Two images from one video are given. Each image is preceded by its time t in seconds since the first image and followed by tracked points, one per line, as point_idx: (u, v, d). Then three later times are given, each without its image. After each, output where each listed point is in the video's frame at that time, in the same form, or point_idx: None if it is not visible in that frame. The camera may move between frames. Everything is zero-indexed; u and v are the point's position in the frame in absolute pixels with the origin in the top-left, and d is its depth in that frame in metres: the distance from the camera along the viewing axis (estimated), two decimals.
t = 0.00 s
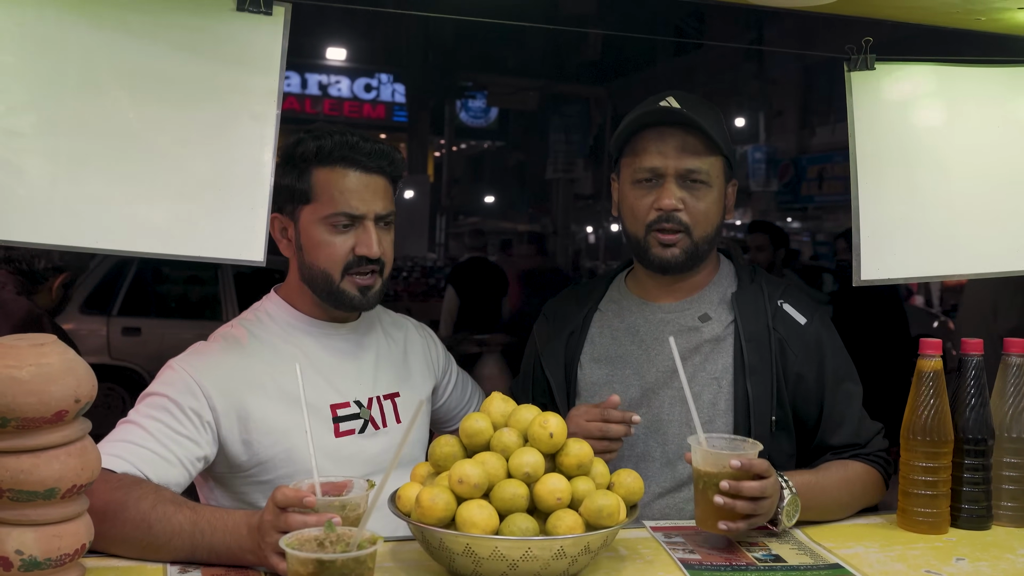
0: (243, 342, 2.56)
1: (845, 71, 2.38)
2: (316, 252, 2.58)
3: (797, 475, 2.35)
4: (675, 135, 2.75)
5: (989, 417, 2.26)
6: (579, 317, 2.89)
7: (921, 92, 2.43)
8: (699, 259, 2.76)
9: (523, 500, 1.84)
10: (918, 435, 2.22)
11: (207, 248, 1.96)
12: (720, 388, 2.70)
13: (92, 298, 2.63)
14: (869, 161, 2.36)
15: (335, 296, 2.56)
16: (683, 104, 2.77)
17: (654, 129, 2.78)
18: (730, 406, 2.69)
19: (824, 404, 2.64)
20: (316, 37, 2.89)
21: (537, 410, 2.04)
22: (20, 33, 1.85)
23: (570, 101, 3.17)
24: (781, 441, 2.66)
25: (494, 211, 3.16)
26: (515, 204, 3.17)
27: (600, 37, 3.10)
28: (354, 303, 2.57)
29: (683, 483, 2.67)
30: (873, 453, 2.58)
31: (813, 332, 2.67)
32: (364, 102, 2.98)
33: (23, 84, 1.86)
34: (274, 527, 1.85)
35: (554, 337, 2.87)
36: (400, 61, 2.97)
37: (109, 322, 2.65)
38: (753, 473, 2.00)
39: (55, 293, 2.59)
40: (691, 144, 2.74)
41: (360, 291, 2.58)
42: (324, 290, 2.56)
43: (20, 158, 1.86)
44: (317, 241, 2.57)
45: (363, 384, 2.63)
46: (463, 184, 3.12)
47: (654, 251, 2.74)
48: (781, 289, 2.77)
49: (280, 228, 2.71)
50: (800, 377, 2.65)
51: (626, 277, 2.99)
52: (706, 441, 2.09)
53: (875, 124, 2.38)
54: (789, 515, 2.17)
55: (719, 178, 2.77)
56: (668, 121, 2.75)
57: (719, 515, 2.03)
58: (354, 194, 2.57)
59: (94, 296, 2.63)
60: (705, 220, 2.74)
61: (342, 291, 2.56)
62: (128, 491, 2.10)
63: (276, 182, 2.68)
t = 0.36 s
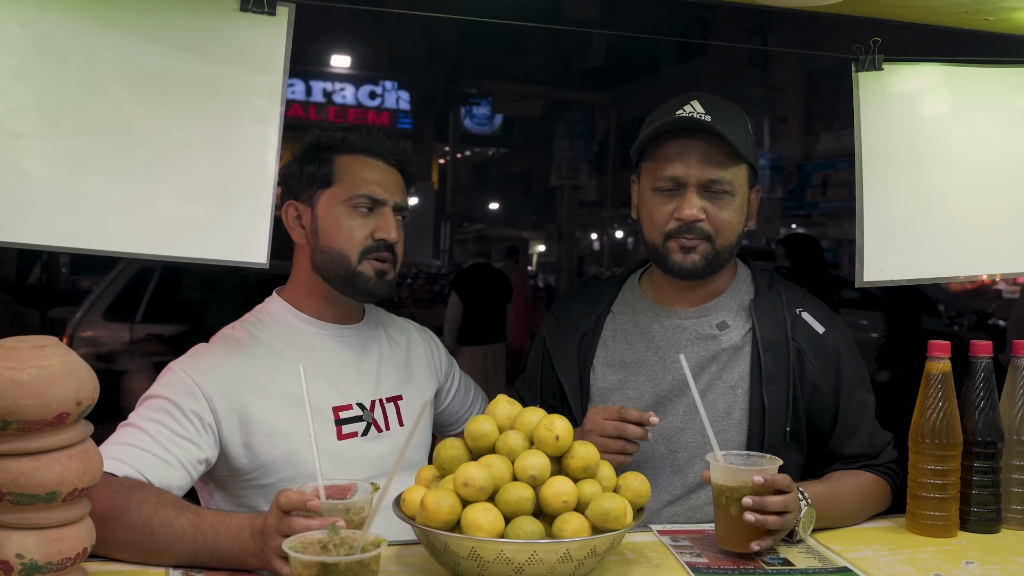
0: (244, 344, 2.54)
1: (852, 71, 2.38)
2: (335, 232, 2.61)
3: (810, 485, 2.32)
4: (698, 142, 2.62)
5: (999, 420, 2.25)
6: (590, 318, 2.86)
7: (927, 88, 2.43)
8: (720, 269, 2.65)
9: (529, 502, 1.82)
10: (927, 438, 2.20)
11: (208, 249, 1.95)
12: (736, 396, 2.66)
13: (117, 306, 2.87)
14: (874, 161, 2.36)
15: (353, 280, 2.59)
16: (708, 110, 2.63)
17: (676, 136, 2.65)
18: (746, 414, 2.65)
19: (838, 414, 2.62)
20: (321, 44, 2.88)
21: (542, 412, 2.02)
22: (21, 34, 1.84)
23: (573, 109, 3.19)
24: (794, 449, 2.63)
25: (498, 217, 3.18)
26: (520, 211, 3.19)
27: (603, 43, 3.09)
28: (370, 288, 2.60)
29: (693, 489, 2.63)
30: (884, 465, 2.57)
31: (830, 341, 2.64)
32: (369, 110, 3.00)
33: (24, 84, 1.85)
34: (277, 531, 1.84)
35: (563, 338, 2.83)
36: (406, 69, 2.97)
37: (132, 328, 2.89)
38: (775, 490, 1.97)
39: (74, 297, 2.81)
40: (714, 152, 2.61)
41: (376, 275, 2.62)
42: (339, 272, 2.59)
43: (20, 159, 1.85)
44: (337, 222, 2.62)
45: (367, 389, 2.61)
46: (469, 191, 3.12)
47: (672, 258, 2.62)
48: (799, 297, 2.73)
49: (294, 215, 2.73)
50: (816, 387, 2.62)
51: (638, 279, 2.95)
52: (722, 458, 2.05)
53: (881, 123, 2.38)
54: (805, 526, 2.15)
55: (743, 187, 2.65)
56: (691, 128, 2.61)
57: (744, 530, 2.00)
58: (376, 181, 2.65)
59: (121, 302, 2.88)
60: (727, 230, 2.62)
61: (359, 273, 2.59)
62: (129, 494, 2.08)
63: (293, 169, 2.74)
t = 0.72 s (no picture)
0: (235, 337, 2.53)
1: (844, 64, 2.36)
2: (330, 232, 2.61)
3: (803, 482, 2.31)
4: (693, 133, 2.60)
5: (990, 414, 2.25)
6: (585, 309, 2.86)
7: (921, 84, 2.43)
8: (710, 262, 2.65)
9: (519, 495, 1.81)
10: (918, 432, 2.20)
11: (198, 240, 1.94)
12: (730, 391, 2.66)
13: (122, 304, 2.90)
14: (865, 156, 2.36)
15: (354, 277, 2.59)
16: (706, 101, 2.61)
17: (674, 125, 2.64)
18: (740, 409, 2.65)
19: (833, 409, 2.63)
20: (312, 42, 2.93)
21: (533, 405, 2.01)
22: (8, 24, 1.83)
23: (565, 107, 3.21)
24: (789, 444, 2.63)
25: (489, 216, 3.19)
26: (511, 208, 3.20)
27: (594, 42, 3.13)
28: (370, 283, 2.61)
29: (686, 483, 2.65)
30: (877, 460, 2.58)
31: (827, 337, 2.63)
32: (360, 107, 3.02)
33: (10, 74, 1.84)
34: (266, 524, 1.82)
35: (558, 329, 2.83)
36: (397, 67, 3.00)
37: (146, 325, 2.93)
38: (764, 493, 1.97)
39: (67, 296, 2.83)
40: (709, 144, 2.59)
41: (375, 271, 2.63)
42: (339, 271, 2.58)
43: (8, 149, 1.83)
44: (332, 222, 2.61)
45: (359, 383, 2.60)
46: (460, 190, 3.14)
47: (662, 251, 2.63)
48: (796, 292, 2.72)
49: (282, 216, 2.72)
50: (811, 381, 2.61)
51: (634, 270, 2.93)
52: (712, 462, 2.03)
53: (875, 118, 2.38)
54: (798, 520, 2.14)
55: (738, 181, 2.64)
56: (685, 118, 2.60)
57: (735, 533, 1.99)
58: (362, 176, 2.64)
59: (132, 299, 2.91)
60: (718, 223, 2.61)
61: (359, 271, 2.60)
62: (118, 487, 2.07)
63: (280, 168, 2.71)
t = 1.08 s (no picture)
0: (237, 332, 2.53)
1: (847, 59, 2.37)
2: (332, 227, 2.60)
3: (805, 481, 2.30)
4: (665, 132, 2.61)
5: (995, 411, 2.24)
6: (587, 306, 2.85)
7: (924, 79, 2.42)
8: (696, 260, 2.64)
9: (521, 490, 1.80)
10: (923, 429, 2.18)
11: (199, 233, 1.95)
12: (734, 387, 2.66)
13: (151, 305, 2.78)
14: (868, 151, 2.35)
15: (358, 270, 2.58)
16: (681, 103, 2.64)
17: (652, 124, 2.67)
18: (743, 406, 2.65)
19: (837, 405, 2.61)
20: (312, 43, 2.82)
21: (535, 400, 2.00)
22: (9, 16, 1.83)
23: (568, 107, 3.12)
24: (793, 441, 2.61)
25: (489, 217, 3.10)
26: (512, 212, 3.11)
27: (595, 43, 3.07)
28: (376, 274, 2.60)
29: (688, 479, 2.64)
30: (883, 459, 2.56)
31: (832, 333, 2.62)
32: (360, 109, 2.90)
33: (11, 67, 1.84)
34: (266, 518, 1.81)
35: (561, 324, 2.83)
36: (396, 67, 2.89)
37: (176, 327, 2.83)
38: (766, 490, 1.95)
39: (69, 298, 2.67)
40: (683, 141, 2.59)
41: (379, 261, 2.62)
42: (343, 265, 2.57)
43: (8, 142, 1.83)
44: (333, 218, 2.60)
45: (361, 379, 2.59)
46: (460, 191, 3.05)
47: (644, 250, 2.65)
48: (802, 287, 2.70)
49: (283, 213, 2.71)
50: (816, 378, 2.60)
51: (637, 268, 2.93)
52: (716, 458, 2.02)
53: (878, 114, 2.37)
54: (800, 519, 2.12)
55: (719, 176, 2.61)
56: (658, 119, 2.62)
57: (738, 530, 1.98)
58: (359, 170, 2.63)
59: (160, 301, 2.80)
60: (697, 220, 2.60)
61: (363, 263, 2.59)
62: (118, 482, 2.06)
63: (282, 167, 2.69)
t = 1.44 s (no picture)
0: (240, 339, 2.52)
1: (850, 65, 2.39)
2: (333, 240, 2.59)
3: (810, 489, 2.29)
4: (686, 130, 2.62)
5: (998, 418, 2.23)
6: (589, 315, 2.84)
7: (927, 86, 2.44)
8: (706, 263, 2.64)
9: (523, 496, 1.79)
10: (926, 436, 2.18)
11: (202, 238, 1.97)
12: (737, 396, 2.65)
13: (179, 314, 2.78)
14: (870, 157, 2.37)
15: (361, 280, 2.58)
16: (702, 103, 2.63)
17: (670, 123, 2.67)
18: (747, 415, 2.64)
19: (840, 413, 2.61)
20: (316, 53, 2.82)
21: (537, 406, 2.00)
22: (14, 20, 1.85)
23: (568, 118, 3.10)
24: (797, 450, 2.61)
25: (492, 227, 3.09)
26: (513, 222, 3.10)
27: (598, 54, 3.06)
28: (380, 283, 2.60)
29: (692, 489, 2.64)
30: (886, 467, 2.55)
31: (836, 342, 2.61)
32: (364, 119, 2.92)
33: (16, 72, 1.86)
34: (267, 524, 1.81)
35: (562, 334, 2.83)
36: (399, 78, 2.90)
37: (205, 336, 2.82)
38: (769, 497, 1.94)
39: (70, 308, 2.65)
40: (705, 139, 2.60)
41: (383, 271, 2.61)
42: (346, 275, 2.57)
43: (12, 146, 1.85)
44: (335, 230, 2.60)
45: (363, 387, 2.59)
46: (464, 202, 3.04)
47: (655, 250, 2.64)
48: (805, 295, 2.70)
49: (285, 225, 2.71)
50: (820, 387, 2.59)
51: (637, 276, 2.93)
52: (719, 464, 2.01)
53: (879, 121, 2.38)
54: (805, 526, 2.11)
55: (737, 179, 2.63)
56: (678, 117, 2.63)
57: (741, 537, 1.97)
58: (361, 180, 2.62)
59: (188, 311, 2.80)
60: (712, 222, 2.61)
61: (366, 273, 2.59)
62: (119, 488, 2.06)
63: (284, 177, 2.70)
